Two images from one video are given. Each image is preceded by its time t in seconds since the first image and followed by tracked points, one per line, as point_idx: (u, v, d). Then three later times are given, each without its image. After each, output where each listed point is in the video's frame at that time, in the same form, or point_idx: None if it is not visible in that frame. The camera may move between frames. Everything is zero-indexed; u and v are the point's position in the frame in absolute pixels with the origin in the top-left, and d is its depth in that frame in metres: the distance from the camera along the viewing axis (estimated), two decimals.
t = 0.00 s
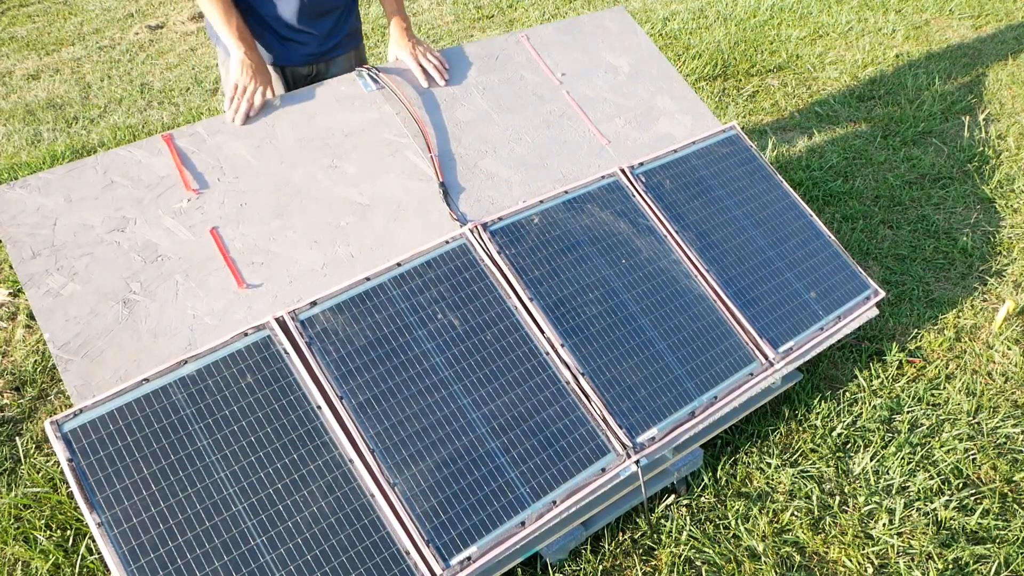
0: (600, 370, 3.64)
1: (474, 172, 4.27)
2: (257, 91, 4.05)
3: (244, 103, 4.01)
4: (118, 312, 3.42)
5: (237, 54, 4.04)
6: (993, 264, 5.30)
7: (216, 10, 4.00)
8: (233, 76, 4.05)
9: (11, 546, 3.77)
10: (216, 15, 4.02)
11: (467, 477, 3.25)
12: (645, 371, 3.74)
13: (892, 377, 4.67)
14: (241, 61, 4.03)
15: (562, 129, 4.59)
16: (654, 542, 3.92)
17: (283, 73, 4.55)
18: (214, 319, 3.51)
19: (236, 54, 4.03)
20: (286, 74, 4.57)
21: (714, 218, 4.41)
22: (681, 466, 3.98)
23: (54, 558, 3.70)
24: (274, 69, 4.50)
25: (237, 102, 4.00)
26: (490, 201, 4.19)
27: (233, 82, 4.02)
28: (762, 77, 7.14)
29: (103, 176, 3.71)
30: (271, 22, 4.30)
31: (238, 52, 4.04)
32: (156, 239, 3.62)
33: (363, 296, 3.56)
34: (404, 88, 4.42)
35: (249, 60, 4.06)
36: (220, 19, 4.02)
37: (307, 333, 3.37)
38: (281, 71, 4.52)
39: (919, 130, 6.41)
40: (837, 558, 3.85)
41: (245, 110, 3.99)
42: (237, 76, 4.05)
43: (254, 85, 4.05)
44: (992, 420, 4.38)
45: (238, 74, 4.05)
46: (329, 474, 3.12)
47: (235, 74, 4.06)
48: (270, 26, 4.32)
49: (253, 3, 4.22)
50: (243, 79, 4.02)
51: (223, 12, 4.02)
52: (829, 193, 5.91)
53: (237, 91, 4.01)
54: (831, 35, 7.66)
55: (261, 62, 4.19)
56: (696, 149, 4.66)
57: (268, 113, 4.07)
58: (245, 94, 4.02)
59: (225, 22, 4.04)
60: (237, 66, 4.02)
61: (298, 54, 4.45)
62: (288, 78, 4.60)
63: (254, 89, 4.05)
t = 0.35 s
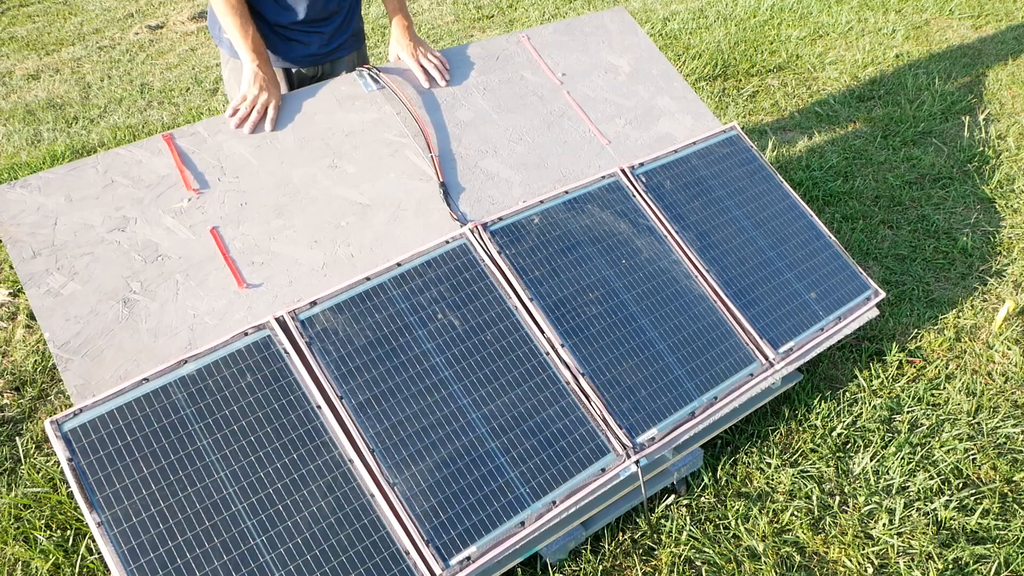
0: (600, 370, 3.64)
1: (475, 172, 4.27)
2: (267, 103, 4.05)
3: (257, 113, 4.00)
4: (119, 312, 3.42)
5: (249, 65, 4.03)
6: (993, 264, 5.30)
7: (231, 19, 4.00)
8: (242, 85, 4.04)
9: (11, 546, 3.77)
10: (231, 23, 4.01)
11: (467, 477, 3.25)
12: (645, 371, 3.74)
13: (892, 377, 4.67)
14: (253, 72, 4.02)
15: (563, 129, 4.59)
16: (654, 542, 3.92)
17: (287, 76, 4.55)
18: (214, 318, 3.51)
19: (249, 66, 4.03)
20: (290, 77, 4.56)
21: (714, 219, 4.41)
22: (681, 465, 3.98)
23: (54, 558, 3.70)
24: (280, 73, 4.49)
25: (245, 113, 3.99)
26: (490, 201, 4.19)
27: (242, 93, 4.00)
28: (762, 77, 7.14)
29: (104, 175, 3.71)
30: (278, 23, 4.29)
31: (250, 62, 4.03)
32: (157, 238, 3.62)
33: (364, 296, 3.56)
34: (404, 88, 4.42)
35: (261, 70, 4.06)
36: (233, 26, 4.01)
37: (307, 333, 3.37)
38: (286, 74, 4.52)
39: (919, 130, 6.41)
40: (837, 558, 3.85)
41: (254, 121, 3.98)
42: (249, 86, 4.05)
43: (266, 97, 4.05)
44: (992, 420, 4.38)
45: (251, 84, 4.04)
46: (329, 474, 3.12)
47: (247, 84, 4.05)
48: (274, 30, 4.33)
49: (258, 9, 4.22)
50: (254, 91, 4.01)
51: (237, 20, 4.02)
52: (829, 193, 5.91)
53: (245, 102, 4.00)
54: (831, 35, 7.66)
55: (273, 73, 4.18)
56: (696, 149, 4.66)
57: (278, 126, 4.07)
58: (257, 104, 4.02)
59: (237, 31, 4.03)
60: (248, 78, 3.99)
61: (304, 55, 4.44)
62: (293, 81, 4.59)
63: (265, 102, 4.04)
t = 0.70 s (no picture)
0: (599, 370, 3.65)
1: (475, 172, 4.27)
2: (267, 103, 4.04)
3: (255, 115, 3.99)
4: (119, 311, 3.42)
5: (248, 66, 4.03)
6: (993, 264, 5.30)
7: (229, 20, 4.02)
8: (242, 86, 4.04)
9: (11, 546, 3.77)
10: (227, 26, 4.03)
11: (467, 477, 3.25)
12: (645, 371, 3.74)
13: (893, 377, 4.67)
14: (252, 72, 4.01)
15: (563, 129, 4.59)
16: (654, 542, 3.92)
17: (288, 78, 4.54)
18: (215, 318, 3.51)
19: (247, 65, 4.02)
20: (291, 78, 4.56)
21: (714, 219, 4.41)
22: (681, 465, 3.98)
23: (54, 558, 3.69)
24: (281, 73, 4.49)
25: (245, 113, 3.98)
26: (490, 201, 4.19)
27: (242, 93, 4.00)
28: (762, 77, 7.14)
29: (104, 175, 3.71)
30: (278, 24, 4.29)
31: (248, 62, 4.03)
32: (157, 238, 3.62)
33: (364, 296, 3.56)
34: (404, 88, 4.42)
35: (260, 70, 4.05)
36: (230, 28, 4.03)
37: (308, 333, 3.37)
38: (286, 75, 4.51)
39: (919, 130, 6.41)
40: (837, 558, 3.85)
41: (254, 121, 3.98)
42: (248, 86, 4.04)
43: (265, 98, 4.04)
44: (992, 420, 4.38)
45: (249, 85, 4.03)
46: (329, 474, 3.12)
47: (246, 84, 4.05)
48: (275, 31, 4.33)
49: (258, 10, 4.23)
50: (254, 91, 4.01)
51: (233, 22, 4.04)
52: (829, 193, 5.91)
53: (245, 102, 3.99)
54: (831, 35, 7.66)
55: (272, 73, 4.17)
56: (696, 149, 4.66)
57: (279, 126, 4.06)
58: (255, 104, 4.00)
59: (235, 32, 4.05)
60: (248, 78, 3.99)
61: (304, 56, 4.44)
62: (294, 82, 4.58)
63: (265, 102, 4.04)
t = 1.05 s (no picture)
0: (599, 370, 3.65)
1: (475, 172, 4.27)
2: (268, 103, 4.04)
3: (257, 113, 4.00)
4: (119, 312, 3.42)
5: (250, 65, 4.04)
6: (993, 264, 5.30)
7: (231, 19, 4.02)
8: (244, 86, 4.04)
9: (11, 546, 3.77)
10: (230, 24, 4.03)
11: (467, 476, 3.25)
12: (645, 371, 3.74)
13: (892, 377, 4.67)
14: (254, 72, 4.02)
15: (562, 129, 4.59)
16: (654, 542, 3.92)
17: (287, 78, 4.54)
18: (214, 319, 3.51)
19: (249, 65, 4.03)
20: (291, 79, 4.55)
21: (714, 219, 4.41)
22: (681, 465, 3.98)
23: (54, 558, 3.69)
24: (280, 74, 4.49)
25: (246, 112, 3.99)
26: (490, 202, 4.19)
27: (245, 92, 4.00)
28: (762, 77, 7.14)
29: (103, 176, 3.71)
30: (278, 25, 4.30)
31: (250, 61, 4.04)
32: (157, 239, 3.62)
33: (364, 296, 3.56)
34: (404, 88, 4.42)
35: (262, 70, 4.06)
36: (233, 27, 4.03)
37: (308, 333, 3.37)
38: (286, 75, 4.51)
39: (919, 130, 6.41)
40: (837, 558, 3.85)
41: (256, 121, 3.98)
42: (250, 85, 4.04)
43: (267, 97, 4.04)
44: (992, 420, 4.38)
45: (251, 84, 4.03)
46: (329, 474, 3.12)
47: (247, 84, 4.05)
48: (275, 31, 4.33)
49: (259, 10, 4.23)
50: (256, 90, 4.01)
51: (237, 21, 4.04)
52: (829, 193, 5.91)
53: (247, 101, 3.99)
54: (831, 35, 7.66)
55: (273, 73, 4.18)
56: (695, 149, 4.66)
57: (280, 126, 4.07)
58: (257, 104, 4.01)
59: (238, 31, 4.05)
60: (251, 77, 4.00)
61: (303, 57, 4.44)
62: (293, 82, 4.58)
63: (266, 101, 4.04)
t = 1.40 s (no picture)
0: (599, 370, 3.65)
1: (475, 172, 4.27)
2: (268, 102, 4.04)
3: (257, 113, 4.00)
4: (119, 312, 3.42)
5: (249, 65, 4.03)
6: (993, 264, 5.30)
7: (230, 19, 4.02)
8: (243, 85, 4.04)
9: (11, 546, 3.77)
10: (229, 24, 4.02)
11: (467, 476, 3.25)
12: (644, 371, 3.74)
13: (892, 377, 4.67)
14: (253, 71, 4.02)
15: (562, 129, 4.59)
16: (654, 542, 3.92)
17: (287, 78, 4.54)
18: (214, 319, 3.51)
19: (249, 64, 4.03)
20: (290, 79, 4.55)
21: (714, 219, 4.41)
22: (681, 466, 3.98)
23: (54, 558, 3.69)
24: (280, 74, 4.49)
25: (246, 112, 3.98)
26: (490, 202, 4.19)
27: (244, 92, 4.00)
28: (762, 77, 7.14)
29: (103, 176, 3.71)
30: (278, 24, 4.29)
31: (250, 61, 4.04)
32: (157, 239, 3.62)
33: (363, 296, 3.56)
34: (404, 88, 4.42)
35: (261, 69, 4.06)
36: (233, 26, 4.03)
37: (308, 333, 3.37)
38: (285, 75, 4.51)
39: (919, 130, 6.41)
40: (837, 558, 3.85)
41: (256, 121, 3.98)
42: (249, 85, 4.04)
43: (267, 97, 4.04)
44: (992, 420, 4.38)
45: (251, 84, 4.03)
46: (329, 474, 3.12)
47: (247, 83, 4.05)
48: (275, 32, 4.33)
49: (258, 10, 4.23)
50: (255, 89, 4.01)
51: (237, 20, 4.04)
52: (829, 194, 5.91)
53: (247, 101, 3.99)
54: (831, 35, 7.66)
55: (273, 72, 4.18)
56: (696, 149, 4.66)
57: (279, 126, 4.06)
58: (257, 103, 4.01)
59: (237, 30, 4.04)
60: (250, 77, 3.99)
61: (303, 57, 4.44)
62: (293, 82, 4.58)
63: (266, 101, 4.04)
